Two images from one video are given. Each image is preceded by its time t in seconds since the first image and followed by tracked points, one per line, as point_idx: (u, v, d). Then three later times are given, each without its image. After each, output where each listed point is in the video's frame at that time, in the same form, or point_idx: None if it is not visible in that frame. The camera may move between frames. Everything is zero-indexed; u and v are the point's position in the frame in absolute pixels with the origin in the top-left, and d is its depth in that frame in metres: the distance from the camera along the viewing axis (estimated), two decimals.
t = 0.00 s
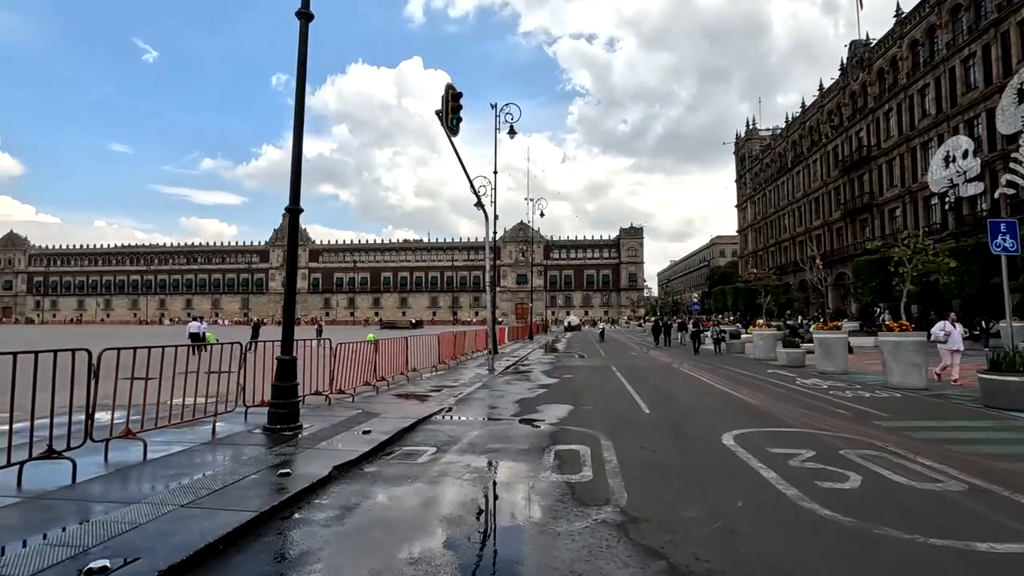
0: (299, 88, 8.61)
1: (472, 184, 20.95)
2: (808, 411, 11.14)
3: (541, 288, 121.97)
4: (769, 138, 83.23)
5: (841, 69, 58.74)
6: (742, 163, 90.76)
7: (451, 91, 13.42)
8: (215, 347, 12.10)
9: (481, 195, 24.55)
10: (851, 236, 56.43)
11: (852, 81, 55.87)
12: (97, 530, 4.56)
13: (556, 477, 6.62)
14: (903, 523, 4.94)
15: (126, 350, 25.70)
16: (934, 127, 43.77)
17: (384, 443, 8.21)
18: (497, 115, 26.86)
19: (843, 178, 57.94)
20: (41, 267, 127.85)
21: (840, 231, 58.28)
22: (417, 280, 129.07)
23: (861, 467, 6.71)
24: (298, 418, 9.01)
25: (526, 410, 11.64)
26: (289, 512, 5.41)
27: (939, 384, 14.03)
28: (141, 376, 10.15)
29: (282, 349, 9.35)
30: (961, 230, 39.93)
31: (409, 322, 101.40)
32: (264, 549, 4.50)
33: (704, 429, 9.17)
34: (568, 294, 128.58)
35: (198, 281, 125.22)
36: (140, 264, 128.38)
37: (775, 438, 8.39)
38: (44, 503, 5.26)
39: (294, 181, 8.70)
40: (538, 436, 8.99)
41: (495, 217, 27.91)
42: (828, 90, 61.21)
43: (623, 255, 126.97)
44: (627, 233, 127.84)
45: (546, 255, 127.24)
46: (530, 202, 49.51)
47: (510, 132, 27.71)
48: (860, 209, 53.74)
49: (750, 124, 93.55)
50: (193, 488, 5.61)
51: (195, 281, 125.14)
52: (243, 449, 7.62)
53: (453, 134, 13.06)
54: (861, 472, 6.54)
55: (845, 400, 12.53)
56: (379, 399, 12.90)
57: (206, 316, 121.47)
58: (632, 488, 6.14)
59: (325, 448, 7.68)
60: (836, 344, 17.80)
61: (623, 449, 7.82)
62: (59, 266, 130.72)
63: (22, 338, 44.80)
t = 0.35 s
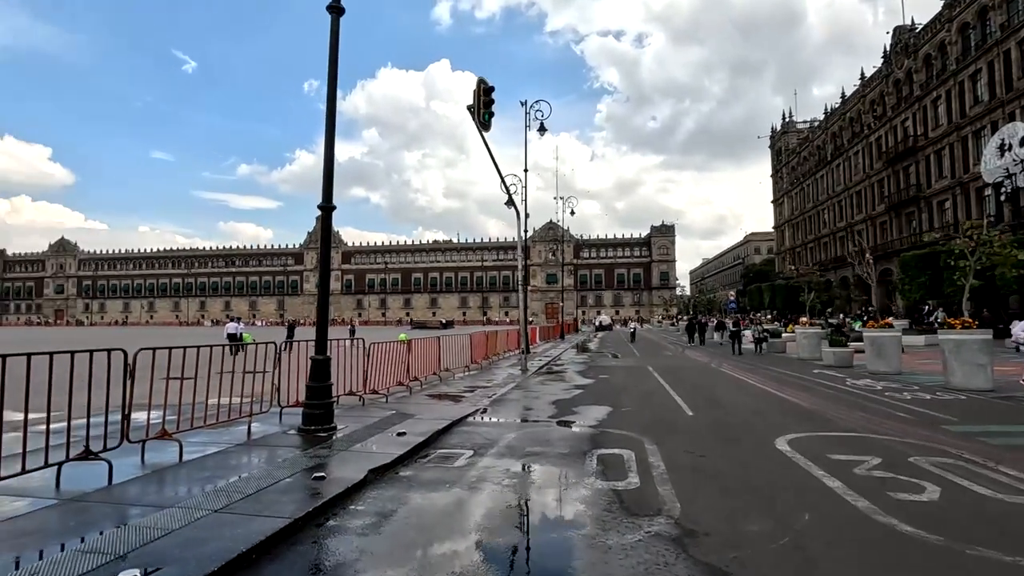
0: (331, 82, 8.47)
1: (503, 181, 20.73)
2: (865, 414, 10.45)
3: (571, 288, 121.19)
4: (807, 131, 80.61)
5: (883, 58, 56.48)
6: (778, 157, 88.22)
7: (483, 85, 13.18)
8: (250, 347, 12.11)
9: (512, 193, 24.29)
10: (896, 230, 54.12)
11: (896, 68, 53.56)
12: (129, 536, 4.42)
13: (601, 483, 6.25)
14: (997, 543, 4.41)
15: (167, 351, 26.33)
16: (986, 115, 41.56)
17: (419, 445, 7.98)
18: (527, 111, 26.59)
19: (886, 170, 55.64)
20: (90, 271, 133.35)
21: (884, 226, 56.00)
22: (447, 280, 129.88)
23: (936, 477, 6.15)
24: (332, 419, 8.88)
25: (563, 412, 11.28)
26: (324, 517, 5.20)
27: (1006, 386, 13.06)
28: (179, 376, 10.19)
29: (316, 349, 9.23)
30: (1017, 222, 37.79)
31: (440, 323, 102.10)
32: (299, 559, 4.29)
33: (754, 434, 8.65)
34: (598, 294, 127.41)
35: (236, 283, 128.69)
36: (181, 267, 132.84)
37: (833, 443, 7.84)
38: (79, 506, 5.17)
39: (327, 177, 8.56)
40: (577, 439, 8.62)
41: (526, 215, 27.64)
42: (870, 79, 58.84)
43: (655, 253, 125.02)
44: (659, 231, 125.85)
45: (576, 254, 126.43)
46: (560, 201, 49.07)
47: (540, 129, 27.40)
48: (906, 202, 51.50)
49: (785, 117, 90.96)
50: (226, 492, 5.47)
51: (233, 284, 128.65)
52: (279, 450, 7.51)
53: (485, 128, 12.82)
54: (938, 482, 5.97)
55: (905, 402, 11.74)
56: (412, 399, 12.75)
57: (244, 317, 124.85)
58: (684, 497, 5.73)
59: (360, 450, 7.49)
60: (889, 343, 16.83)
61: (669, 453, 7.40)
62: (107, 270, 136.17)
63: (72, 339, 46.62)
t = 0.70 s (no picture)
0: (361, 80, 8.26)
1: (534, 179, 20.35)
2: (927, 419, 9.76)
3: (600, 287, 120.05)
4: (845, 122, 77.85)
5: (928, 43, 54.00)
6: (815, 149, 85.51)
7: (514, 80, 12.86)
8: (284, 350, 12.08)
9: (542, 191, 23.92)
10: (944, 223, 51.69)
11: (941, 53, 51.13)
12: (161, 552, 4.22)
13: (651, 497, 5.83)
14: None
15: (204, 353, 26.80)
16: None
17: (455, 452, 7.70)
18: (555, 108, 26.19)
19: (932, 160, 53.22)
20: (132, 276, 138.13)
21: (930, 218, 53.57)
22: (475, 280, 130.08)
23: None
24: (366, 424, 8.70)
25: (601, 415, 10.88)
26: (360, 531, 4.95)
27: None
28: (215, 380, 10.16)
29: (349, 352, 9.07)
30: None
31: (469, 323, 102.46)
32: None
33: (811, 441, 8.07)
34: (628, 292, 125.84)
35: (271, 286, 131.52)
36: (218, 271, 136.66)
37: (901, 453, 7.23)
38: (113, 517, 5.03)
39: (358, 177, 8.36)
40: (620, 446, 8.21)
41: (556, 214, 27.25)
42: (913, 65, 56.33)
43: (686, 251, 122.81)
44: (689, 228, 123.58)
45: (605, 253, 125.16)
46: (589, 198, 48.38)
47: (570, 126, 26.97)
48: (955, 193, 49.11)
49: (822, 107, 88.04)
50: (260, 504, 5.26)
51: (267, 286, 131.51)
52: (314, 457, 7.33)
53: (516, 125, 12.51)
54: None
55: (969, 406, 10.95)
56: (446, 402, 12.53)
57: (278, 319, 127.64)
58: (744, 514, 5.27)
59: (396, 457, 7.25)
60: (947, 342, 15.85)
61: (721, 463, 6.92)
62: (148, 275, 140.87)
63: (115, 342, 48.06)
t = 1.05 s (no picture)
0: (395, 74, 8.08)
1: (567, 176, 19.99)
2: (1000, 422, 9.04)
3: (631, 286, 118.52)
4: (889, 111, 74.79)
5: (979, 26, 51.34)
6: (856, 141, 82.45)
7: (548, 73, 12.54)
8: (322, 350, 12.06)
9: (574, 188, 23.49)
10: (998, 214, 49.04)
11: (994, 36, 48.51)
12: (203, 561, 4.08)
13: (709, 506, 5.46)
14: None
15: (243, 355, 27.27)
16: None
17: (496, 455, 7.45)
18: (587, 103, 25.73)
19: (984, 149, 50.57)
20: (175, 279, 143.12)
21: (983, 210, 50.92)
22: (505, 280, 130.04)
23: None
24: (404, 425, 8.53)
25: (644, 417, 10.46)
26: (404, 540, 4.71)
27: None
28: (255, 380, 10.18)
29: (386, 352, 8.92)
30: None
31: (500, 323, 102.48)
32: None
33: (876, 448, 7.52)
34: (660, 291, 123.94)
35: (305, 287, 134.18)
36: (256, 274, 140.34)
37: (979, 461, 6.65)
38: (155, 521, 4.94)
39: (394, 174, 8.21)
40: (668, 450, 7.82)
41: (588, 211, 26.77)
42: (963, 50, 53.63)
43: (719, 248, 120.14)
44: (723, 225, 120.85)
45: (636, 251, 123.54)
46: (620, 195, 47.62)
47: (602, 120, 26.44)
48: (1010, 183, 46.52)
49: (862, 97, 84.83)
50: (301, 510, 5.09)
51: (302, 288, 134.21)
52: (353, 460, 7.18)
53: (551, 119, 12.19)
54: None
55: None
56: (482, 403, 12.28)
57: (312, 320, 130.24)
58: (815, 529, 4.87)
59: (435, 461, 7.03)
60: (1013, 339, 14.80)
61: (781, 470, 6.48)
62: (190, 277, 145.45)
63: (159, 343, 49.57)
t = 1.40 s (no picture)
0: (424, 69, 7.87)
1: (594, 174, 19.60)
2: None
3: (653, 285, 117.21)
4: (922, 104, 72.47)
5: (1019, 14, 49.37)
6: (887, 135, 80.16)
7: (577, 68, 12.23)
8: (348, 350, 11.92)
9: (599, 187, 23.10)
10: None
11: None
12: None
13: (763, 520, 5.10)
14: None
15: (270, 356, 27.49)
16: None
17: (530, 462, 7.18)
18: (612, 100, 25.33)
19: None
20: (204, 280, 146.35)
21: None
22: (526, 280, 129.70)
23: None
24: (433, 430, 8.32)
25: (680, 422, 10.08)
26: (440, 555, 4.46)
27: None
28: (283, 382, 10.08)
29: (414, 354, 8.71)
30: None
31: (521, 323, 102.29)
32: None
33: (937, 458, 7.03)
34: (683, 291, 122.23)
35: (329, 288, 135.71)
36: (281, 275, 142.64)
37: None
38: (184, 529, 4.78)
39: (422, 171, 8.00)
40: (709, 457, 7.45)
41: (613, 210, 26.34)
42: (1002, 39, 51.63)
43: (744, 247, 118.04)
44: (748, 223, 118.73)
45: (659, 251, 122.16)
46: (645, 193, 46.99)
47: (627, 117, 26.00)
48: None
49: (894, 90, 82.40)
50: (332, 522, 4.87)
51: (325, 289, 135.78)
52: (383, 466, 6.97)
53: (580, 115, 11.88)
54: None
55: None
56: (510, 406, 12.03)
57: (336, 320, 131.82)
58: (885, 549, 4.48)
59: (467, 468, 6.78)
60: None
61: (835, 482, 6.08)
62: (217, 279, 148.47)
63: (188, 343, 50.51)
